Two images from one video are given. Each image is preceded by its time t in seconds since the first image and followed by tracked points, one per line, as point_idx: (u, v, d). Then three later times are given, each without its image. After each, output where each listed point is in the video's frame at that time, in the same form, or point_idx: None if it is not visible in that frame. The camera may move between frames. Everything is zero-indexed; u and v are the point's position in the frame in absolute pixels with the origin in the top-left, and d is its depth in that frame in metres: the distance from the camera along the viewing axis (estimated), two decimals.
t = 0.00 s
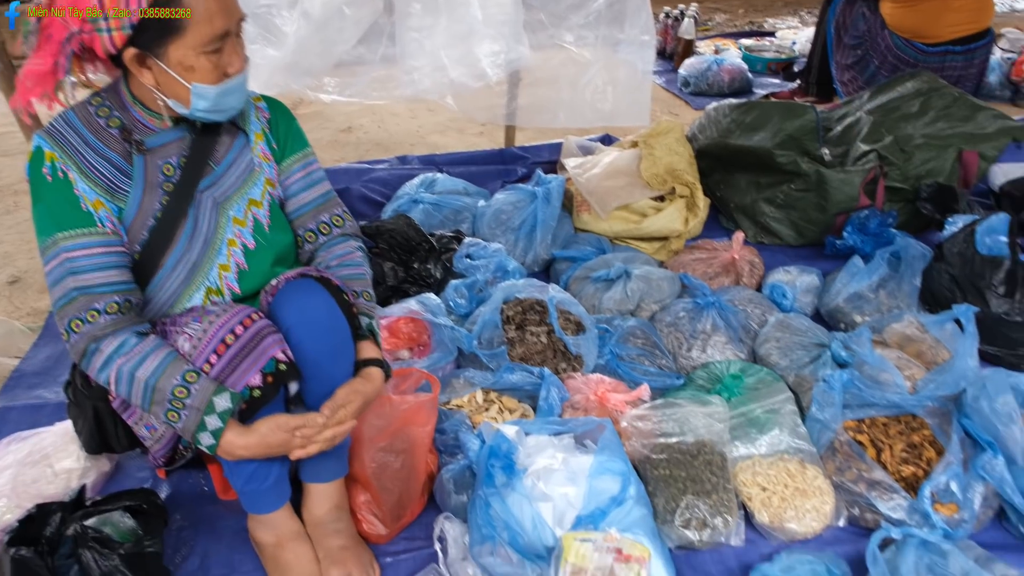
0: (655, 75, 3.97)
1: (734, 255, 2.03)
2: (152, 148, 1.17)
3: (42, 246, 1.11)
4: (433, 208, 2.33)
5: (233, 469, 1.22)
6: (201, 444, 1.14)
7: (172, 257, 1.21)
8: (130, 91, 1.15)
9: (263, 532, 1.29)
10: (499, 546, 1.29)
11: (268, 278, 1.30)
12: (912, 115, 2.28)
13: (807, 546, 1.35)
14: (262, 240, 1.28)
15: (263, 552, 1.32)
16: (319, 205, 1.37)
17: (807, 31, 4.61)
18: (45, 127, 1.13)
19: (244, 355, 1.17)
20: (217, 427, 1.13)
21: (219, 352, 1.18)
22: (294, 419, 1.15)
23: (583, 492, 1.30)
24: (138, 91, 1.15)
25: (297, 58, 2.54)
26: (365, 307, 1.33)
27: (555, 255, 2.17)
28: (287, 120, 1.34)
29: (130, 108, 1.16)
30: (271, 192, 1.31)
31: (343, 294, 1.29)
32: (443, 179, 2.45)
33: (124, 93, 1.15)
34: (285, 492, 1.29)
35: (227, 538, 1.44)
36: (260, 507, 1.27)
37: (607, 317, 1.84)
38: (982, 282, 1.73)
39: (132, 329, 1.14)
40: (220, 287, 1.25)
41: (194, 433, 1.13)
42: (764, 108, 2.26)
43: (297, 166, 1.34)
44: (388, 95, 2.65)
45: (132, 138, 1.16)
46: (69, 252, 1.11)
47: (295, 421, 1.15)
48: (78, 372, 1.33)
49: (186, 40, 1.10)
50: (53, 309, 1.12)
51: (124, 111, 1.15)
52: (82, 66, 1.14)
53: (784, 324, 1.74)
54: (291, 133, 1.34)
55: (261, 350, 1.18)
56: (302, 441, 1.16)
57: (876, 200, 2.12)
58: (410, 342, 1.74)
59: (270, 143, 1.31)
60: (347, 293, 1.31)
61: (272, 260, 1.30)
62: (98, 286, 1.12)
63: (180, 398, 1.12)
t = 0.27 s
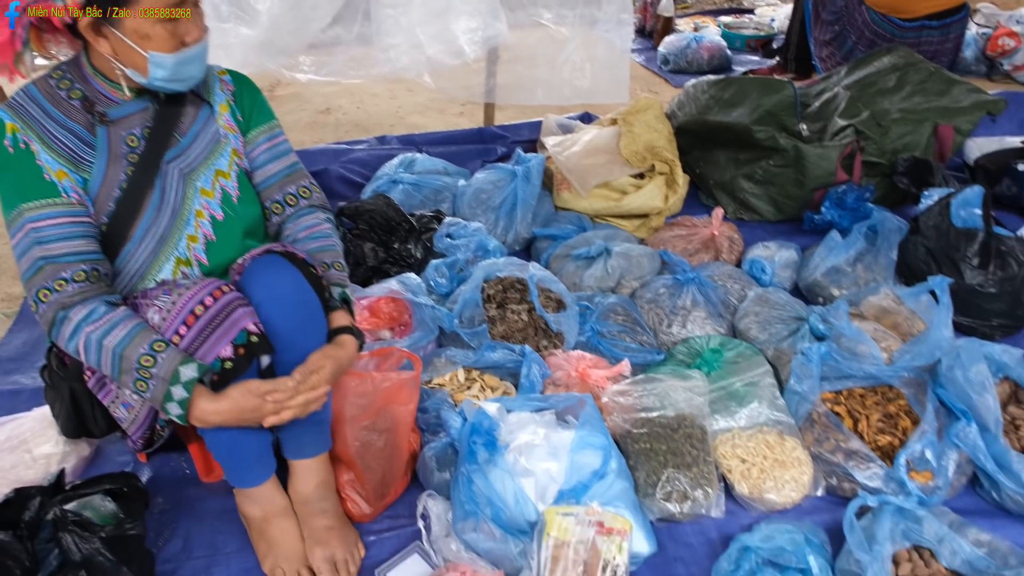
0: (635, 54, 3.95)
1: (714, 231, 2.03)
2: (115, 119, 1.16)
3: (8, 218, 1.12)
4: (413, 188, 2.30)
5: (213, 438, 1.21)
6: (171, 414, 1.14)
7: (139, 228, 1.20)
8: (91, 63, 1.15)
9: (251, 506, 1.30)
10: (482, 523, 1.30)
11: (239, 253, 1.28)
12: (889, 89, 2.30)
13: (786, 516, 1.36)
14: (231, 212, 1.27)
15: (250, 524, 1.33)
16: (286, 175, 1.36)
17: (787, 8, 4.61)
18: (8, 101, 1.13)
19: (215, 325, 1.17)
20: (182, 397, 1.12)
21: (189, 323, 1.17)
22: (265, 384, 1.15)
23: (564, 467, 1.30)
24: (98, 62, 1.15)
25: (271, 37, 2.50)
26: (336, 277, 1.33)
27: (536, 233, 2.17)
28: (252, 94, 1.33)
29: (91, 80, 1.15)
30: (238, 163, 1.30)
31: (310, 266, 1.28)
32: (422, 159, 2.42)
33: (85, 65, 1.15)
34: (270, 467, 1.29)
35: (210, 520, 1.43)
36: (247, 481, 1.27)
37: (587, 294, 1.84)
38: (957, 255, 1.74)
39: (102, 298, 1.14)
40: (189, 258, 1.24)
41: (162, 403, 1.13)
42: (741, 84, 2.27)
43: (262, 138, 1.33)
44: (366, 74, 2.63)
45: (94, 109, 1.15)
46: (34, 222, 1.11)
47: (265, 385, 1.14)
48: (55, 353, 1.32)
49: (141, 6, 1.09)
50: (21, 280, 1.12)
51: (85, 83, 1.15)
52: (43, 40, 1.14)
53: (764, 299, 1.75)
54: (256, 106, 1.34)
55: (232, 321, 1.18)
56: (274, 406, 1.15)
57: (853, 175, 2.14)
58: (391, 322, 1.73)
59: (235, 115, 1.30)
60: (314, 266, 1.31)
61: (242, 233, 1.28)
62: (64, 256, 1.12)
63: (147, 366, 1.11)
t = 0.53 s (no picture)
0: (619, 38, 3.94)
1: (698, 215, 2.03)
2: (83, 102, 1.14)
3: None
4: (397, 174, 2.28)
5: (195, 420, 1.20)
6: (149, 400, 1.12)
7: (113, 212, 1.18)
8: (56, 47, 1.14)
9: (239, 492, 1.29)
10: (469, 506, 1.30)
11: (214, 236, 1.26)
12: (871, 71, 2.30)
13: (771, 495, 1.37)
14: (205, 194, 1.26)
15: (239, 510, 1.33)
16: (258, 156, 1.34)
17: None
18: None
19: (194, 312, 1.16)
20: (158, 382, 1.10)
21: (167, 309, 1.16)
22: (244, 364, 1.12)
23: (551, 450, 1.30)
24: (62, 45, 1.13)
25: (251, 23, 2.45)
26: (314, 259, 1.33)
27: (521, 219, 2.17)
28: (223, 76, 1.31)
29: (57, 64, 1.14)
30: (210, 144, 1.28)
31: (285, 251, 1.27)
32: (406, 145, 2.41)
33: (50, 50, 1.14)
34: (257, 451, 1.27)
35: (197, 508, 1.42)
36: (232, 465, 1.26)
37: (573, 279, 1.84)
38: (939, 234, 1.75)
39: (79, 282, 1.13)
40: (164, 240, 1.22)
41: (139, 387, 1.11)
42: (724, 67, 2.27)
43: (232, 120, 1.31)
44: (348, 60, 2.61)
45: (61, 93, 1.13)
46: (4, 208, 1.09)
47: (245, 365, 1.12)
48: (36, 343, 1.31)
49: None
50: None
51: (52, 67, 1.14)
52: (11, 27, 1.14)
53: (748, 281, 1.75)
54: (226, 88, 1.31)
55: (212, 307, 1.16)
56: (254, 386, 1.13)
57: (836, 156, 2.15)
58: (377, 308, 1.72)
59: (205, 96, 1.28)
60: (290, 249, 1.29)
61: (216, 215, 1.27)
62: (36, 240, 1.10)
63: (123, 351, 1.10)
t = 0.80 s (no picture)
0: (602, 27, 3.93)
1: (682, 204, 2.04)
2: (60, 101, 1.12)
3: None
4: (379, 166, 2.26)
5: (180, 426, 1.19)
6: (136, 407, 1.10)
7: (93, 214, 1.16)
8: (29, 44, 1.11)
9: (220, 490, 1.28)
10: (455, 498, 1.30)
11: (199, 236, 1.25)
12: (853, 59, 2.32)
13: (755, 482, 1.38)
14: (188, 193, 1.24)
15: (220, 507, 1.31)
16: (242, 153, 1.33)
17: None
18: None
19: (182, 314, 1.14)
20: (145, 390, 1.09)
21: (152, 315, 1.13)
22: (231, 369, 1.11)
23: (536, 441, 1.29)
24: (35, 42, 1.10)
25: (230, 15, 2.42)
26: (301, 258, 1.31)
27: (505, 210, 2.15)
28: (204, 70, 1.29)
29: (31, 61, 1.11)
30: (193, 142, 1.26)
31: (272, 251, 1.26)
32: (389, 137, 2.39)
33: (24, 46, 1.11)
34: (241, 452, 1.27)
35: (180, 504, 1.41)
36: (216, 467, 1.25)
37: (558, 269, 1.83)
38: (920, 221, 1.76)
39: (59, 288, 1.10)
40: (147, 242, 1.21)
41: (125, 395, 1.09)
42: (707, 55, 2.26)
43: (215, 116, 1.29)
44: (327, 51, 2.57)
45: (37, 92, 1.10)
46: None
47: (232, 371, 1.11)
48: (14, 343, 1.28)
49: None
50: None
51: (26, 65, 1.11)
52: None
53: (732, 269, 1.76)
54: (208, 82, 1.29)
55: (197, 311, 1.15)
56: (241, 392, 1.12)
57: (818, 144, 2.15)
58: (360, 301, 1.71)
59: (186, 92, 1.25)
60: (276, 250, 1.28)
61: (201, 215, 1.26)
62: (15, 245, 1.08)
63: (109, 359, 1.07)
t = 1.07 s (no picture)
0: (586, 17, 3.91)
1: (668, 193, 2.03)
2: (42, 99, 1.10)
3: None
4: (363, 156, 2.24)
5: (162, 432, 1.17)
6: (120, 411, 1.09)
7: (76, 215, 1.14)
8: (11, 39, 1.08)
9: (205, 485, 1.26)
10: (442, 489, 1.29)
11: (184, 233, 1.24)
12: (836, 47, 2.33)
13: (742, 470, 1.39)
14: (174, 193, 1.22)
15: (205, 502, 1.30)
16: (234, 152, 1.31)
17: None
18: None
19: (157, 317, 1.11)
20: (130, 393, 1.07)
21: (128, 317, 1.11)
22: (217, 376, 1.09)
23: (523, 431, 1.29)
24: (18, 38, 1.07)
25: (209, 4, 2.43)
26: (287, 258, 1.28)
27: (490, 200, 2.15)
28: (193, 65, 1.27)
29: (13, 57, 1.08)
30: (181, 142, 1.25)
31: (260, 246, 1.23)
32: (373, 127, 2.37)
33: (5, 42, 1.08)
34: (224, 449, 1.25)
35: (165, 499, 1.39)
36: (199, 464, 1.23)
37: (544, 259, 1.83)
38: (904, 209, 1.76)
39: (34, 294, 1.07)
40: (132, 244, 1.19)
41: (110, 399, 1.08)
42: (691, 44, 2.26)
43: (205, 113, 1.27)
44: (308, 41, 2.54)
45: (19, 89, 1.08)
46: None
47: (218, 378, 1.09)
48: None
49: None
50: None
51: (7, 61, 1.08)
52: None
53: (717, 258, 1.76)
54: (197, 77, 1.27)
55: (174, 311, 1.12)
56: (226, 399, 1.11)
57: (803, 133, 2.15)
58: (345, 293, 1.70)
59: (174, 90, 1.23)
60: (264, 244, 1.25)
61: (187, 216, 1.24)
62: None
63: (90, 364, 1.06)
